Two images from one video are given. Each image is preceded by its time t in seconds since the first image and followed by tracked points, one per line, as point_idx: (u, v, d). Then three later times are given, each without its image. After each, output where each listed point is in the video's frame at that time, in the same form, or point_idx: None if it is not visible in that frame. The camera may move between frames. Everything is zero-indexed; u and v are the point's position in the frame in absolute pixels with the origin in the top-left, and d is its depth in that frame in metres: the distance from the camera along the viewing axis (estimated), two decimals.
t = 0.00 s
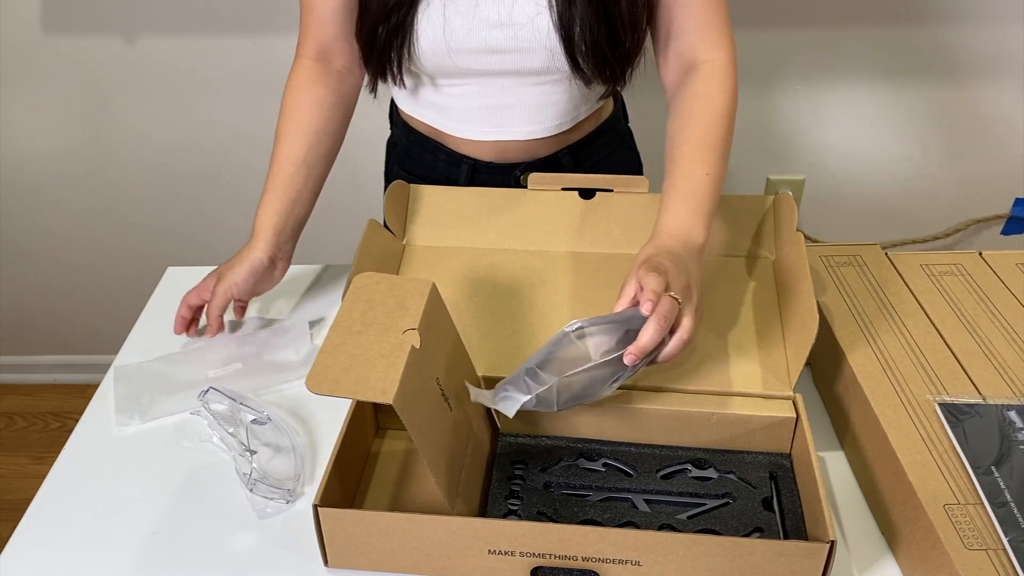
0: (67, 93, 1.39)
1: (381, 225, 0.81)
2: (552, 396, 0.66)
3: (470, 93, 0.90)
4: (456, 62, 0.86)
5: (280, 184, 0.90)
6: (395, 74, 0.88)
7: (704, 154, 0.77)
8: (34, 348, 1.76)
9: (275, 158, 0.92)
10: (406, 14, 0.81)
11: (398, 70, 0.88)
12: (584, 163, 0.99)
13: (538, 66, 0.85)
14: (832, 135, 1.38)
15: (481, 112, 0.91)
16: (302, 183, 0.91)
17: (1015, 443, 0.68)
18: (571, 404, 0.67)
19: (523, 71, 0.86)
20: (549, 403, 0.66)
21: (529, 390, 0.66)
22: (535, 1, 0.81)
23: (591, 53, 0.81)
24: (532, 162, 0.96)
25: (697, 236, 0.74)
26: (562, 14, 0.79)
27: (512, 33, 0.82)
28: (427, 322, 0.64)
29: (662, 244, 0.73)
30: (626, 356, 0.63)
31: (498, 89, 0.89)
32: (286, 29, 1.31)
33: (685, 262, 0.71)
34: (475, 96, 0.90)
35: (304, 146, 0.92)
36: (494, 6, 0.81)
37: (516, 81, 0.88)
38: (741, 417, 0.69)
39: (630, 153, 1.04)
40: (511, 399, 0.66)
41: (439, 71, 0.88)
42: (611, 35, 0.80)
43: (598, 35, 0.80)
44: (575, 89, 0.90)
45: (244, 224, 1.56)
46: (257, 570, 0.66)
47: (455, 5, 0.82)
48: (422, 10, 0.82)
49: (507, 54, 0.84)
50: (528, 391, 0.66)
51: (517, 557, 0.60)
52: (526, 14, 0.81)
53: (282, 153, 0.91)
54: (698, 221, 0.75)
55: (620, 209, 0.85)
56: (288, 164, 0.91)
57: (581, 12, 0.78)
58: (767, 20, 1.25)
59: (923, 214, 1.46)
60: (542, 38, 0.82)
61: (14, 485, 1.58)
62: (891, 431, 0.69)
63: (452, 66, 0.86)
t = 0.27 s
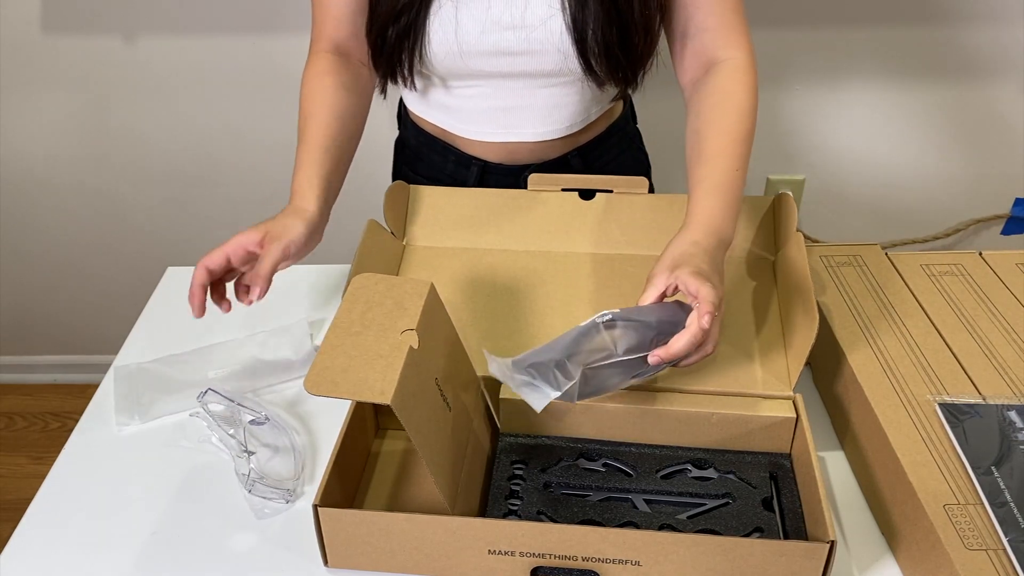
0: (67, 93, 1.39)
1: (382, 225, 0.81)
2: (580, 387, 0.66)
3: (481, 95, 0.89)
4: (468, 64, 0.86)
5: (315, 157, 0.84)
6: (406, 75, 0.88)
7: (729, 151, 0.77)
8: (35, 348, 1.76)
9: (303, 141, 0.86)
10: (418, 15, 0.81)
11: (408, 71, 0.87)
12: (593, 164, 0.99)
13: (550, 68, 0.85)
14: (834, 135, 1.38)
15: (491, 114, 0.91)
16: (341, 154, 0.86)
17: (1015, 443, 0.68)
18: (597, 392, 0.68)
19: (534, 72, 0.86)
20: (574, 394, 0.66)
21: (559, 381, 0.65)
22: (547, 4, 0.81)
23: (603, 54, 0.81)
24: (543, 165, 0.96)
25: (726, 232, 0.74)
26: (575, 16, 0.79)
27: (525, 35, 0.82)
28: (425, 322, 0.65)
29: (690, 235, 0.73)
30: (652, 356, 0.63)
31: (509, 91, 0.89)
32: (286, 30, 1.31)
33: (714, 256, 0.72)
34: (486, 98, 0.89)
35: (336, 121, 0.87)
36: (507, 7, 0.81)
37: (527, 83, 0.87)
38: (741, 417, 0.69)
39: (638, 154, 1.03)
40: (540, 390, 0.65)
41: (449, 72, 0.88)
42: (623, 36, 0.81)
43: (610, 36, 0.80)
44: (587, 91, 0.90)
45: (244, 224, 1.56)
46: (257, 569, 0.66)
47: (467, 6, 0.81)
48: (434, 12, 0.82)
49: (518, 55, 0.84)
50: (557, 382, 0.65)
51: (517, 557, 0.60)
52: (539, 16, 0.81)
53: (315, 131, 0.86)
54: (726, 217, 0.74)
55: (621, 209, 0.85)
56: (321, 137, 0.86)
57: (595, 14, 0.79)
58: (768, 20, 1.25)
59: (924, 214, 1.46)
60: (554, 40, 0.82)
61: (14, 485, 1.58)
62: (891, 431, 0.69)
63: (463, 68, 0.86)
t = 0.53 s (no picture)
0: (68, 93, 1.39)
1: (383, 226, 0.81)
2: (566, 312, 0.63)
3: (501, 99, 0.88)
4: (488, 66, 0.84)
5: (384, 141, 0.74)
6: (426, 80, 0.87)
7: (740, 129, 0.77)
8: (35, 348, 1.76)
9: (360, 139, 0.76)
10: (440, 18, 0.80)
11: (425, 76, 0.86)
12: (605, 163, 0.97)
13: (568, 68, 0.85)
14: (836, 136, 1.37)
15: (509, 118, 0.89)
16: (414, 127, 0.76)
17: (1015, 444, 0.68)
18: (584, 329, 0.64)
19: (552, 73, 0.85)
20: (559, 321, 0.63)
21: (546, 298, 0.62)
22: (567, 4, 0.81)
23: (623, 53, 0.82)
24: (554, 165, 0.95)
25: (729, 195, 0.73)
26: (597, 15, 0.79)
27: (545, 35, 0.82)
28: (423, 322, 0.65)
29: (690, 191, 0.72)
30: (643, 281, 0.61)
31: (528, 94, 0.87)
32: (287, 30, 1.31)
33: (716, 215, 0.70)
34: (503, 101, 0.88)
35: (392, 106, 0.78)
36: (527, 7, 0.81)
37: (544, 84, 0.86)
38: (741, 417, 0.69)
39: (646, 153, 1.02)
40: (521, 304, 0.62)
41: (466, 75, 0.86)
42: (643, 35, 0.81)
43: (631, 35, 0.80)
44: (604, 91, 0.90)
45: (244, 224, 1.56)
46: (257, 569, 0.66)
47: (487, 7, 0.81)
48: (455, 14, 0.81)
49: (538, 56, 0.83)
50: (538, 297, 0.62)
51: (517, 557, 0.60)
52: (559, 16, 0.81)
53: (372, 122, 0.75)
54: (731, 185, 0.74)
55: (621, 209, 0.85)
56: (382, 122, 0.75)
57: (616, 14, 0.79)
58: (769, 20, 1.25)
59: (924, 214, 1.46)
60: (574, 40, 0.82)
61: (14, 485, 1.58)
62: (891, 431, 0.69)
63: (484, 70, 0.85)
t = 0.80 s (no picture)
0: (69, 93, 1.39)
1: (383, 225, 0.81)
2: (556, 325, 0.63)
3: (514, 98, 0.87)
4: (502, 66, 0.84)
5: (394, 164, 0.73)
6: (439, 82, 0.86)
7: (755, 146, 0.75)
8: (35, 348, 1.76)
9: (370, 156, 0.75)
10: (454, 19, 0.79)
11: (439, 77, 0.85)
12: (612, 164, 0.97)
13: (580, 66, 0.85)
14: (838, 135, 1.37)
15: (523, 117, 0.89)
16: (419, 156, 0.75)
17: (1015, 444, 0.68)
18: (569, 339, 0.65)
19: (564, 71, 0.85)
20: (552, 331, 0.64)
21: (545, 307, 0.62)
22: (580, 3, 0.81)
23: (637, 52, 0.82)
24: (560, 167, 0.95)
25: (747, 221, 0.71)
26: (610, 14, 0.79)
27: (558, 33, 0.82)
28: (410, 326, 0.65)
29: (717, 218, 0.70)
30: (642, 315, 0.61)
31: (541, 92, 0.87)
32: (288, 30, 1.31)
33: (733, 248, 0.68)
34: (514, 100, 0.87)
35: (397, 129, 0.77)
36: (540, 7, 0.80)
37: (556, 83, 0.86)
38: (741, 417, 0.69)
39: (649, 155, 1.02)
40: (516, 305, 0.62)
41: (478, 75, 0.86)
42: (657, 34, 0.81)
43: (645, 34, 0.80)
44: (616, 87, 0.90)
45: (245, 224, 1.56)
46: (256, 569, 0.66)
47: (501, 6, 0.80)
48: (468, 14, 0.80)
49: (551, 55, 0.83)
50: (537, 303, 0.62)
51: (517, 557, 0.60)
52: (572, 14, 0.81)
53: (379, 142, 0.75)
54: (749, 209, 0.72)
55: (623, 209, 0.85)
56: (390, 145, 0.75)
57: (630, 12, 0.78)
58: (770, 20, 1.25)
59: (925, 214, 1.46)
60: (588, 38, 0.82)
61: (14, 485, 1.58)
62: (891, 431, 0.69)
63: (498, 70, 0.85)
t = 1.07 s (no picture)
0: (68, 93, 1.39)
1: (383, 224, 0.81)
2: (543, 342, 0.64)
3: (505, 101, 0.87)
4: (493, 69, 0.84)
5: (403, 167, 0.74)
6: (430, 83, 0.86)
7: (697, 133, 0.77)
8: (35, 348, 1.76)
9: (377, 161, 0.76)
10: (445, 22, 0.79)
11: (429, 79, 0.85)
12: (608, 164, 0.97)
13: (572, 70, 0.85)
14: (837, 136, 1.37)
15: (514, 120, 0.89)
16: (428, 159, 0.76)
17: (1015, 444, 0.68)
18: (545, 358, 0.66)
19: (556, 75, 0.85)
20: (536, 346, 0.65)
21: (541, 325, 0.63)
22: (572, 7, 0.81)
23: (628, 58, 0.81)
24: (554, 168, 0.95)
25: (667, 194, 0.72)
26: (602, 19, 0.79)
27: (550, 37, 0.81)
28: (416, 325, 0.65)
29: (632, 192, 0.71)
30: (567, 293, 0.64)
31: (533, 95, 0.87)
32: (288, 30, 1.31)
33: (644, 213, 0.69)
34: (506, 103, 0.88)
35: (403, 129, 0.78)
36: (532, 10, 0.80)
37: (548, 86, 0.86)
38: (742, 416, 0.69)
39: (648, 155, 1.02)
40: (524, 302, 0.63)
41: (470, 78, 0.86)
42: (649, 41, 0.81)
43: (636, 41, 0.80)
44: (609, 92, 0.90)
45: (245, 224, 1.56)
46: (256, 568, 0.66)
47: (493, 10, 0.80)
48: (459, 17, 0.80)
49: (542, 58, 0.83)
50: (540, 314, 0.63)
51: (517, 557, 0.60)
52: (564, 18, 0.81)
53: (385, 145, 0.76)
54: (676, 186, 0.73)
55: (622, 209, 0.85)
56: (397, 147, 0.75)
57: (621, 19, 0.78)
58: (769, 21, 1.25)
59: (925, 214, 1.46)
60: (580, 42, 0.82)
61: (14, 485, 1.58)
62: (891, 431, 0.69)
63: (489, 73, 0.85)
